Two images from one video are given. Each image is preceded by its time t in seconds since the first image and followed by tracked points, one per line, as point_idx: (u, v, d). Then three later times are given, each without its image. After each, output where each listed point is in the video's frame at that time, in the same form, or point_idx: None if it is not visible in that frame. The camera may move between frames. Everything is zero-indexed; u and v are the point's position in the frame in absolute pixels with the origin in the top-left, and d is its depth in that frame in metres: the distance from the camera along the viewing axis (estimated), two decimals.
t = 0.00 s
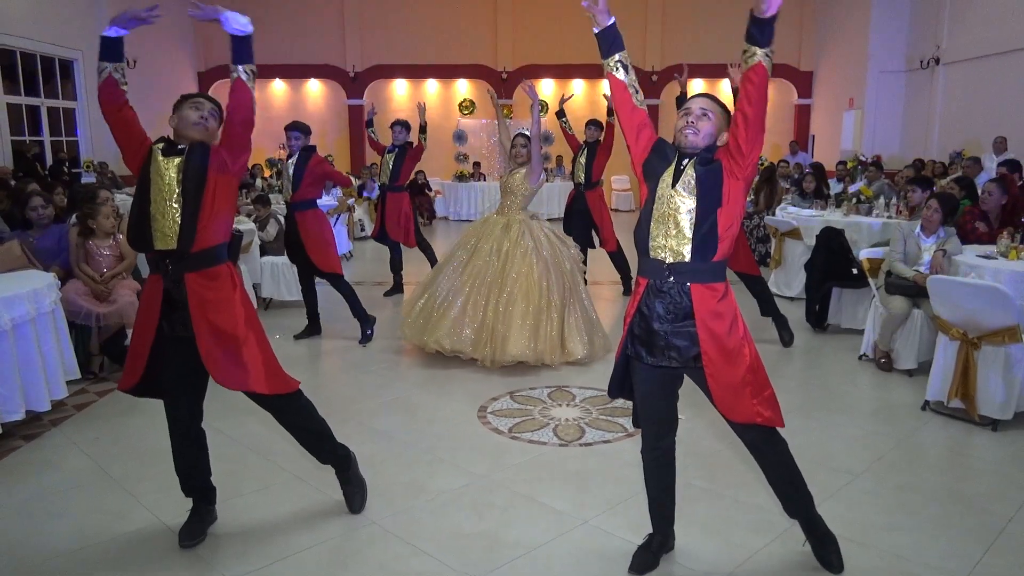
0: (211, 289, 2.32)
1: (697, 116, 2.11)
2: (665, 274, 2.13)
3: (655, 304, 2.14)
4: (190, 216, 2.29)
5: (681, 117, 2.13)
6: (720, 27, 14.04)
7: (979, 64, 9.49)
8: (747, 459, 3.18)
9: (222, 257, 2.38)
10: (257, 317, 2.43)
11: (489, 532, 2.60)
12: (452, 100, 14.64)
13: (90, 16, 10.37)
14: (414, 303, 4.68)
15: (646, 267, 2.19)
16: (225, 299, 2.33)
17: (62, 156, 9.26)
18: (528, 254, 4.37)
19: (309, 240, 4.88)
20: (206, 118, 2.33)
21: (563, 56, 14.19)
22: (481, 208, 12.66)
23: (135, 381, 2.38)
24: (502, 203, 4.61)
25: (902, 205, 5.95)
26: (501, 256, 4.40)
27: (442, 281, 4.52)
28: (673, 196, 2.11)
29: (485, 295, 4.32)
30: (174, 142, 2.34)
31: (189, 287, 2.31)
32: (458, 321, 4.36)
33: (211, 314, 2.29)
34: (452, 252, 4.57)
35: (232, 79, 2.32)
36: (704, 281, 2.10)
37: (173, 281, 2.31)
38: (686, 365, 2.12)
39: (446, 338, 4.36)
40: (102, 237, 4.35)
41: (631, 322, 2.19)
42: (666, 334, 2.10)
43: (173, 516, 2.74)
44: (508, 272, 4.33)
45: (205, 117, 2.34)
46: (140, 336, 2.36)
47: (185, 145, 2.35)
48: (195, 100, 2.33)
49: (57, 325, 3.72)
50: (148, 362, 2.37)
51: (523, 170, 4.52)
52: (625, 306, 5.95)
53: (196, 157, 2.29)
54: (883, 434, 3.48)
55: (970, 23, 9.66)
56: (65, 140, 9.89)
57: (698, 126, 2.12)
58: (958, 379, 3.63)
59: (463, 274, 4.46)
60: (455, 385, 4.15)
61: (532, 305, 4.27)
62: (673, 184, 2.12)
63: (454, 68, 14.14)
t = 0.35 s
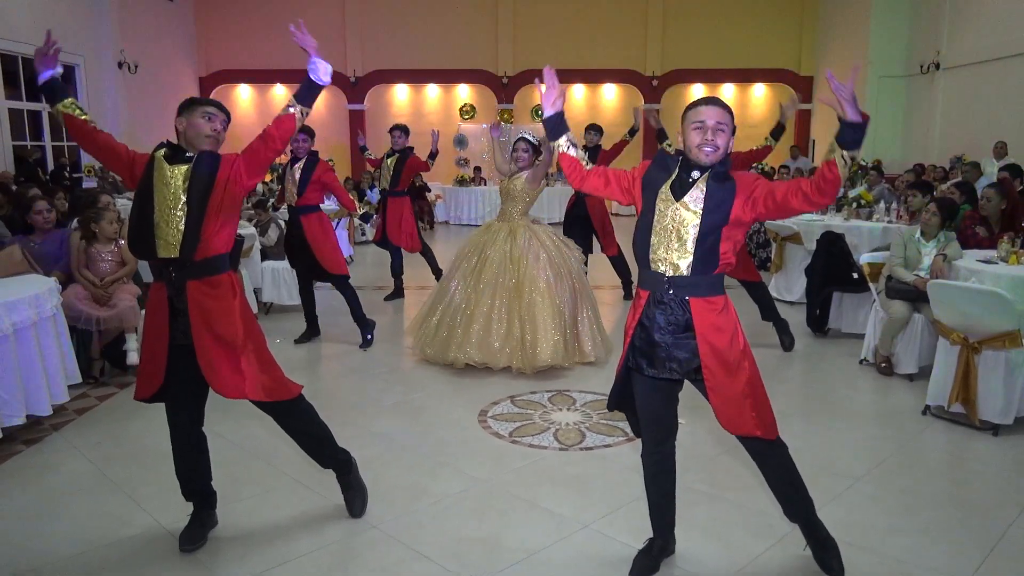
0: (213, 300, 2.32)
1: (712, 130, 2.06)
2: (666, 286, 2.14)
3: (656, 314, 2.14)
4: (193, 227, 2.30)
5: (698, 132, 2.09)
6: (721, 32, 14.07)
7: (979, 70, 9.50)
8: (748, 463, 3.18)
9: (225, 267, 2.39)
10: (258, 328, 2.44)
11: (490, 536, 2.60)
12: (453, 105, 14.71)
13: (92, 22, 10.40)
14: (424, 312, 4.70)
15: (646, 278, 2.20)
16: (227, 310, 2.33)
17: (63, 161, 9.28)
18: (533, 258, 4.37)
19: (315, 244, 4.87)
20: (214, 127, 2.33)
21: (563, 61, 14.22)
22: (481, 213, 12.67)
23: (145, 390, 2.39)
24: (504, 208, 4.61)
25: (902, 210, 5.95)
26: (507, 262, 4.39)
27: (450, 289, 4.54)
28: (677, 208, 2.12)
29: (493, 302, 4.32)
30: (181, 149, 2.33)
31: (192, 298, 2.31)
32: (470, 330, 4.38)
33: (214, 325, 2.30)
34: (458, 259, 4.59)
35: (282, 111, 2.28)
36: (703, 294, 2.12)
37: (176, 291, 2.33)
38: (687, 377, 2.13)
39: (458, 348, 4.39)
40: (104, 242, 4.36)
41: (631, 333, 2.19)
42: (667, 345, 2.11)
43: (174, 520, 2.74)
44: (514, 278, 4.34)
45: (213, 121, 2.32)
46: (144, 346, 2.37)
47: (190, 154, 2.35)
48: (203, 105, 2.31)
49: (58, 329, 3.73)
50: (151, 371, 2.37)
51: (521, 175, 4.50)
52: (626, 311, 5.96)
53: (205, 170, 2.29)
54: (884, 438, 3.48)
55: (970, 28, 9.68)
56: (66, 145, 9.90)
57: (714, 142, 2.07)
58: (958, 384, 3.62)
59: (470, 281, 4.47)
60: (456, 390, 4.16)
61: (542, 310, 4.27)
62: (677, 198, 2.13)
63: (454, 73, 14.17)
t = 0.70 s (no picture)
0: (210, 298, 2.32)
1: (716, 131, 2.06)
2: (665, 285, 2.15)
3: (657, 313, 2.14)
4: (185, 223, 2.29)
5: (702, 134, 2.08)
6: (721, 29, 14.05)
7: (979, 68, 9.50)
8: (747, 461, 3.18)
9: (222, 266, 2.38)
10: (256, 324, 2.43)
11: (487, 533, 2.60)
12: (452, 101, 14.67)
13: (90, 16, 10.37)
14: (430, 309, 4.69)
15: (645, 277, 2.20)
16: (225, 307, 2.33)
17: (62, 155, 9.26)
18: (538, 255, 4.37)
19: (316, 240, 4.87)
20: (204, 124, 2.34)
21: (563, 57, 14.20)
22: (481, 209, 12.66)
23: (144, 385, 2.38)
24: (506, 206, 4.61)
25: (902, 208, 5.96)
26: (511, 259, 4.39)
27: (456, 288, 4.53)
28: (675, 210, 2.13)
29: (498, 301, 4.32)
30: (170, 148, 2.34)
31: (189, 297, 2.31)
32: (476, 329, 4.39)
33: (213, 323, 2.30)
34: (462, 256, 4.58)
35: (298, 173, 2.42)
36: (703, 293, 2.11)
37: (173, 292, 2.32)
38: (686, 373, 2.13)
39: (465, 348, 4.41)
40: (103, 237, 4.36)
41: (631, 329, 2.20)
42: (666, 343, 2.12)
43: (173, 515, 2.74)
44: (520, 276, 4.34)
45: (203, 117, 2.33)
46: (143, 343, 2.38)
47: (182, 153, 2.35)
48: (191, 101, 2.30)
49: (57, 325, 3.72)
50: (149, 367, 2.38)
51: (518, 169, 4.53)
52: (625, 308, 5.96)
53: (197, 170, 2.29)
54: (882, 436, 3.48)
55: (970, 26, 9.67)
56: (65, 139, 9.89)
57: (719, 144, 2.07)
58: (956, 382, 3.63)
59: (475, 279, 4.46)
60: (455, 386, 4.16)
61: (548, 307, 4.28)
62: (680, 199, 2.13)
63: (454, 70, 14.15)
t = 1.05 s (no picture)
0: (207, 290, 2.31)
1: (706, 125, 2.04)
2: (664, 281, 2.15)
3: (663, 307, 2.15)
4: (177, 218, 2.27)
5: (692, 126, 2.07)
6: (724, 25, 14.00)
7: (983, 65, 9.46)
8: (748, 457, 3.18)
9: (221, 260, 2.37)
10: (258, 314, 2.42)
11: (488, 528, 2.60)
12: (455, 97, 14.66)
13: (92, 11, 10.36)
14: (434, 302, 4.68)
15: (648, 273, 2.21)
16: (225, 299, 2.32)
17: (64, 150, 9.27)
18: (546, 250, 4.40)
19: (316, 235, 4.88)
20: (199, 120, 2.30)
21: (565, 53, 14.16)
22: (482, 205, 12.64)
23: (148, 378, 2.38)
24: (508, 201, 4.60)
25: (905, 205, 5.94)
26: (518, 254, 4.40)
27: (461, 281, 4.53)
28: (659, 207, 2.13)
29: (506, 296, 4.33)
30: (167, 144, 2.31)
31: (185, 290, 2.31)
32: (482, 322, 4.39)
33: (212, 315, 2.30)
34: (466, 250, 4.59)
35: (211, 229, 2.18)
36: (700, 286, 2.10)
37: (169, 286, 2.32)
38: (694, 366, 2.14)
39: (470, 342, 4.40)
40: (105, 231, 4.37)
41: (641, 317, 2.23)
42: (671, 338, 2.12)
43: (173, 509, 2.74)
44: (527, 270, 4.36)
45: (199, 114, 2.30)
46: (144, 338, 2.38)
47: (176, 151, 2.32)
48: (186, 96, 2.27)
49: (59, 318, 3.73)
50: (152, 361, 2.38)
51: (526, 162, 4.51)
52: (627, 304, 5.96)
53: (190, 166, 2.28)
54: (884, 434, 3.47)
55: (973, 23, 9.65)
56: (67, 134, 9.89)
57: (707, 138, 2.06)
58: (959, 379, 3.63)
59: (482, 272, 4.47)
60: (456, 382, 4.16)
61: (555, 300, 4.31)
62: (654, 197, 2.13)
63: (456, 65, 14.12)
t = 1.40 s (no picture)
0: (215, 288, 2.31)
1: (739, 125, 2.01)
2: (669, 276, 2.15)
3: (665, 303, 2.15)
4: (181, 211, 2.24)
5: (724, 126, 2.03)
6: (727, 24, 13.99)
7: (988, 64, 9.43)
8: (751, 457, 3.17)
9: (230, 255, 2.37)
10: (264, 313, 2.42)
11: (489, 527, 2.61)
12: (458, 96, 14.65)
13: (96, 9, 10.38)
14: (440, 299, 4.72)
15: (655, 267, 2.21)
16: (231, 299, 2.32)
17: (68, 149, 9.29)
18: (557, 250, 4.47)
19: (332, 234, 4.89)
20: (225, 121, 2.32)
21: (569, 52, 14.16)
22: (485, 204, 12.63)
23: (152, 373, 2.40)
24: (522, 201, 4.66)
25: (909, 204, 5.93)
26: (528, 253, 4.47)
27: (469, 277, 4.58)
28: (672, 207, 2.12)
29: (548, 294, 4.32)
30: (186, 139, 2.30)
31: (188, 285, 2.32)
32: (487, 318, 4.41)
33: (218, 313, 2.30)
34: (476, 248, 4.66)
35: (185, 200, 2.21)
36: (710, 285, 2.10)
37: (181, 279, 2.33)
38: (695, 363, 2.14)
39: (513, 342, 4.32)
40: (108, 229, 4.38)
41: (643, 315, 2.23)
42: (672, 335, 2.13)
43: (175, 508, 2.74)
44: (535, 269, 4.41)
45: (223, 114, 2.31)
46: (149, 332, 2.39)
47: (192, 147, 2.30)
48: (214, 95, 2.28)
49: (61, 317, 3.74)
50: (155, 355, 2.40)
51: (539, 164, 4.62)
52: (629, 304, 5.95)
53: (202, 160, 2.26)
54: (886, 434, 3.47)
55: (978, 22, 9.63)
56: (71, 133, 9.91)
57: (739, 138, 2.03)
58: (962, 379, 3.61)
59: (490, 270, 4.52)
60: (459, 381, 4.16)
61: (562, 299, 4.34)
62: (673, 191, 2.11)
63: (459, 63, 14.12)
